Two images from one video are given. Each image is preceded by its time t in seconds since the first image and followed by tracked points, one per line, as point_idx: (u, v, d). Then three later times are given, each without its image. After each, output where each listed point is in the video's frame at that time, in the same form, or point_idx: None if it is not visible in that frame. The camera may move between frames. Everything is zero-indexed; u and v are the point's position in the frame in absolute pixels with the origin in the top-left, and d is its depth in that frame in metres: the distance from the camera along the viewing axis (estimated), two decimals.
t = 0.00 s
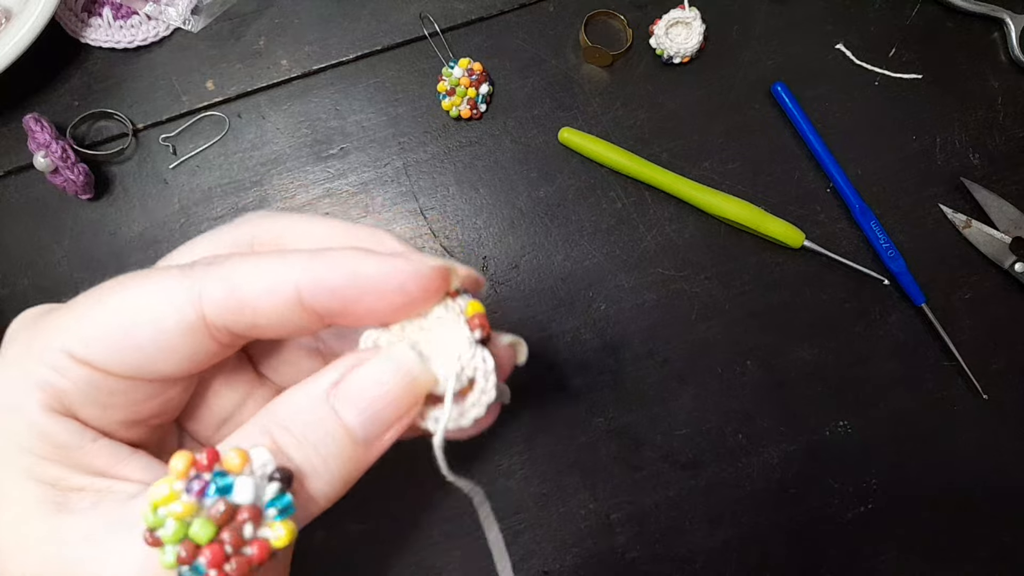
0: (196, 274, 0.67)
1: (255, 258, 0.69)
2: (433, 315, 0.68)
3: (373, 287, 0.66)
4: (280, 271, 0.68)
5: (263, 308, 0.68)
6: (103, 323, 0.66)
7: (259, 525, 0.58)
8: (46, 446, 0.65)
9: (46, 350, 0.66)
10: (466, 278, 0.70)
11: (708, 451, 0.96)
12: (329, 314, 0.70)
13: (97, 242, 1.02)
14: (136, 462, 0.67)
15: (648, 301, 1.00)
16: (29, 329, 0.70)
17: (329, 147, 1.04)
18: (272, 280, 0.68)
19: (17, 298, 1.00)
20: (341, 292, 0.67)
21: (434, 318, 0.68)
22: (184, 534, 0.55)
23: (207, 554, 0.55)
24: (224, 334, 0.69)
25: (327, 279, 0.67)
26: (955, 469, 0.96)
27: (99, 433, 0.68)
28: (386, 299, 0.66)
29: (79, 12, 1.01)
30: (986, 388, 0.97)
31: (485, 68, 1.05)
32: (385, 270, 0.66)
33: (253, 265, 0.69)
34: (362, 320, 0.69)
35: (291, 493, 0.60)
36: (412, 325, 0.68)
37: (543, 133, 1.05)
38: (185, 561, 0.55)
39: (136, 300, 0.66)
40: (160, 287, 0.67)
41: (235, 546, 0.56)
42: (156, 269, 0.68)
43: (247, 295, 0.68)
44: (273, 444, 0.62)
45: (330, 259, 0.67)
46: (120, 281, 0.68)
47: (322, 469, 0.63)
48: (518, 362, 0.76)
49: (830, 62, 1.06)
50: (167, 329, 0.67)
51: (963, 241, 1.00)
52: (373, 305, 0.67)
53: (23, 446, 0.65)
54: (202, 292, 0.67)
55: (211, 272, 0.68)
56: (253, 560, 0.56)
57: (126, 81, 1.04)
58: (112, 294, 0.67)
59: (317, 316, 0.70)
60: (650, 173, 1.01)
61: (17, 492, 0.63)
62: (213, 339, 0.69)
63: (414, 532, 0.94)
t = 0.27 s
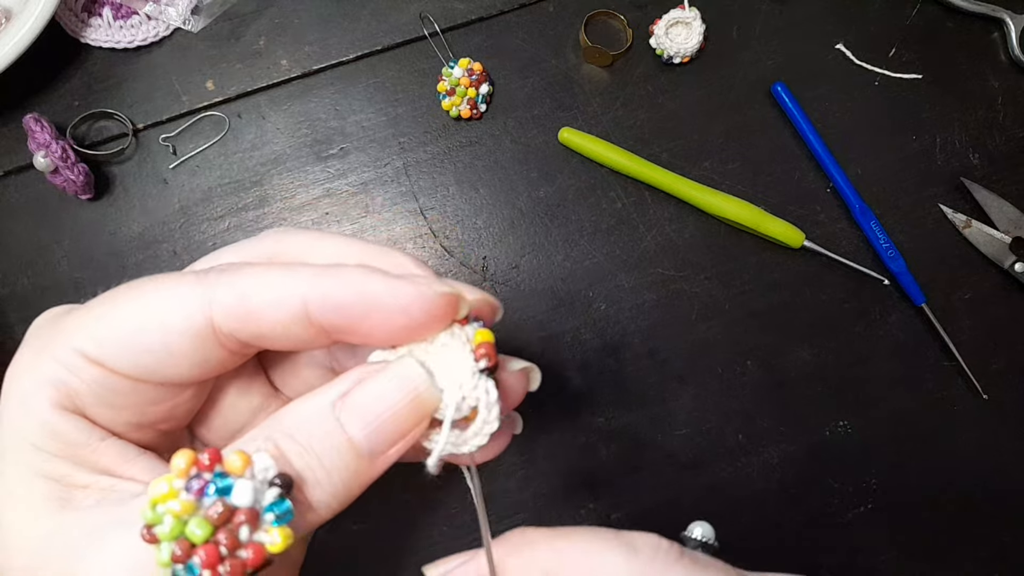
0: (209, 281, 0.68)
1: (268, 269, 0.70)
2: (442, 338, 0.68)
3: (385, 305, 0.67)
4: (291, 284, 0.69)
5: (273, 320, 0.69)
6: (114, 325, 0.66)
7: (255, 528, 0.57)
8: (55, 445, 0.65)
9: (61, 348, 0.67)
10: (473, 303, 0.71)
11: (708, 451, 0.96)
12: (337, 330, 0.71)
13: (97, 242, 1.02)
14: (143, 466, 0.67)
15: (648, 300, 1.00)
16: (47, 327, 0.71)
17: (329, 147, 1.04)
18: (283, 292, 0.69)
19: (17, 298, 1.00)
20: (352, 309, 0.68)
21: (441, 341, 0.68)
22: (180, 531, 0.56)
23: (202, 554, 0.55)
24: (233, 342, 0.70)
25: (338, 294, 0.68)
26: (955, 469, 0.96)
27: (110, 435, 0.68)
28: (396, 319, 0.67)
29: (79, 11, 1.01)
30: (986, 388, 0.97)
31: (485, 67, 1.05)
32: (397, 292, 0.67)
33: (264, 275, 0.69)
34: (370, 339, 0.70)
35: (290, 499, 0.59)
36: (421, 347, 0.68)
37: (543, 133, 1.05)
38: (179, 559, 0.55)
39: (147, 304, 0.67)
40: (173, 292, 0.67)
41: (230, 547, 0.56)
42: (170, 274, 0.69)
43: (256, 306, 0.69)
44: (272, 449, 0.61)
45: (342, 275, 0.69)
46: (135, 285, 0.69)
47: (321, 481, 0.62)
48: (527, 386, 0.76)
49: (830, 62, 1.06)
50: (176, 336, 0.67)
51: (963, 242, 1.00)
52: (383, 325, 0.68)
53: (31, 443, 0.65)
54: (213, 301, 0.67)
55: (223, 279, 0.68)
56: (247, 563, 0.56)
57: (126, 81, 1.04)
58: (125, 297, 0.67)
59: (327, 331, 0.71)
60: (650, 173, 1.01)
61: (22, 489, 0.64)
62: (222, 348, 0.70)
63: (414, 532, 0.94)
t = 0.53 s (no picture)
0: (215, 286, 0.68)
1: (275, 274, 0.70)
2: (453, 340, 0.69)
3: (394, 310, 0.67)
4: (299, 289, 0.69)
5: (280, 325, 0.69)
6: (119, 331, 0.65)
7: (281, 535, 0.57)
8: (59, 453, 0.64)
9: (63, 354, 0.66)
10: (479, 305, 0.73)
11: (710, 452, 0.96)
12: (344, 335, 0.70)
13: (93, 241, 1.01)
14: (149, 471, 0.65)
15: (648, 300, 0.99)
16: (48, 331, 0.70)
17: (328, 146, 1.04)
18: (291, 297, 0.68)
19: (13, 298, 0.99)
20: (360, 313, 0.68)
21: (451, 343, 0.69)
22: (205, 540, 0.55)
23: (228, 562, 0.55)
24: (239, 347, 0.70)
25: (345, 299, 0.68)
26: (958, 470, 0.95)
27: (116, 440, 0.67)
28: (404, 323, 0.67)
29: (76, 10, 1.00)
30: (989, 388, 0.96)
31: (485, 66, 1.05)
32: (405, 295, 0.66)
33: (272, 280, 0.69)
34: (378, 343, 0.70)
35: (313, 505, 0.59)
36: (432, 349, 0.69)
37: (543, 132, 1.04)
38: (205, 567, 0.54)
39: (152, 309, 0.66)
40: (178, 297, 0.67)
41: (256, 554, 0.56)
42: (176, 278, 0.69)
43: (264, 311, 0.68)
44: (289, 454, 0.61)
45: (350, 280, 0.68)
46: (139, 290, 0.68)
47: (340, 487, 0.62)
48: (535, 377, 0.80)
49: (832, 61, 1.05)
50: (181, 340, 0.67)
51: (966, 241, 0.99)
52: (393, 330, 0.68)
53: (34, 450, 0.64)
54: (220, 306, 0.67)
55: (229, 284, 0.68)
56: (272, 569, 0.56)
57: (123, 79, 1.03)
58: (130, 302, 0.67)
59: (334, 336, 0.71)
60: (651, 173, 1.00)
61: (24, 498, 0.62)
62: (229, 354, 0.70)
63: (414, 534, 0.93)
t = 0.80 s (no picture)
0: (215, 315, 0.65)
1: (277, 298, 0.67)
2: (467, 353, 0.69)
3: (409, 332, 0.65)
4: (305, 316, 0.65)
5: (287, 351, 0.66)
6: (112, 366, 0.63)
7: (345, 561, 0.61)
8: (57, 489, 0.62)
9: (53, 395, 0.64)
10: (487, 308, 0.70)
11: (708, 450, 0.97)
12: (355, 359, 0.68)
13: (98, 241, 1.02)
14: (151, 495, 0.64)
15: (647, 301, 1.00)
16: (32, 365, 0.67)
17: (330, 147, 1.05)
18: (296, 323, 0.65)
19: (18, 298, 1.00)
20: (372, 337, 0.65)
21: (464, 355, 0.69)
22: None
23: None
24: (244, 376, 0.67)
25: (355, 324, 0.65)
26: (954, 468, 0.96)
27: (114, 471, 0.65)
28: (420, 343, 0.65)
29: (80, 12, 1.02)
30: (985, 387, 0.97)
31: (485, 68, 1.06)
32: (419, 312, 0.64)
33: (275, 305, 0.66)
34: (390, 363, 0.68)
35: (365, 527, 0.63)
36: (444, 363, 0.69)
37: (543, 134, 1.05)
38: None
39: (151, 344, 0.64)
40: (175, 327, 0.64)
41: None
42: (171, 309, 0.65)
43: (271, 337, 0.65)
44: (322, 477, 0.63)
45: (359, 301, 0.65)
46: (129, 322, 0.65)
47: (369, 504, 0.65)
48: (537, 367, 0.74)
49: (829, 63, 1.06)
50: (183, 373, 0.64)
51: (962, 242, 1.00)
52: (408, 349, 0.66)
53: (32, 489, 0.62)
54: (223, 336, 0.64)
55: (231, 314, 0.65)
56: None
57: (127, 81, 1.04)
58: (125, 335, 0.64)
59: (343, 360, 0.68)
60: (651, 175, 1.01)
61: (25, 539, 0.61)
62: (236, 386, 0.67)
63: (416, 531, 0.94)
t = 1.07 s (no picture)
0: (231, 329, 0.64)
1: (293, 311, 0.66)
2: (482, 370, 0.69)
3: (427, 349, 0.65)
4: (323, 331, 0.65)
5: (302, 366, 0.65)
6: (120, 375, 0.63)
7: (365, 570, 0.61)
8: (68, 498, 0.62)
9: (60, 402, 0.63)
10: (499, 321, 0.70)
11: (708, 450, 0.97)
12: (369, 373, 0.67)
13: (98, 240, 1.02)
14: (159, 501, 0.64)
15: (647, 301, 1.00)
16: (38, 371, 0.66)
17: (330, 148, 1.05)
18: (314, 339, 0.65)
19: (18, 298, 1.00)
20: (390, 352, 0.65)
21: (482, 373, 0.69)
22: None
23: None
24: (256, 389, 0.66)
25: (375, 339, 0.64)
26: (954, 468, 0.96)
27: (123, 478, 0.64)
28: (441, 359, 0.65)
29: (80, 12, 1.02)
30: (985, 387, 0.97)
31: (485, 68, 1.06)
32: (436, 329, 0.64)
33: (291, 318, 0.66)
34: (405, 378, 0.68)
35: (381, 537, 0.63)
36: (458, 381, 0.69)
37: (543, 134, 1.05)
38: None
39: (164, 352, 0.63)
40: (189, 337, 0.63)
41: None
42: (183, 319, 0.65)
43: (288, 352, 0.65)
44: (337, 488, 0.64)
45: (378, 317, 0.65)
46: (140, 330, 0.64)
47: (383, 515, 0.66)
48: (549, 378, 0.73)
49: (829, 63, 1.06)
50: (197, 385, 0.63)
51: (962, 242, 1.00)
52: (426, 364, 0.66)
53: (42, 500, 0.61)
54: (239, 348, 0.64)
55: (246, 327, 0.64)
56: None
57: (127, 81, 1.04)
58: (138, 343, 0.63)
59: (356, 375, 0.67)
60: (652, 176, 1.01)
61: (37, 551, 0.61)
62: (247, 397, 0.66)
63: (416, 532, 0.94)
